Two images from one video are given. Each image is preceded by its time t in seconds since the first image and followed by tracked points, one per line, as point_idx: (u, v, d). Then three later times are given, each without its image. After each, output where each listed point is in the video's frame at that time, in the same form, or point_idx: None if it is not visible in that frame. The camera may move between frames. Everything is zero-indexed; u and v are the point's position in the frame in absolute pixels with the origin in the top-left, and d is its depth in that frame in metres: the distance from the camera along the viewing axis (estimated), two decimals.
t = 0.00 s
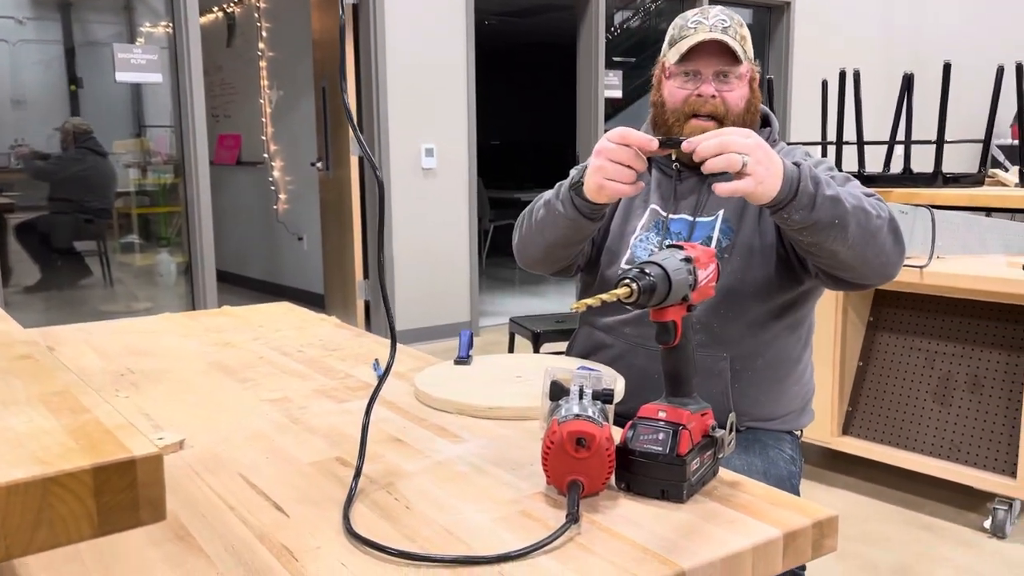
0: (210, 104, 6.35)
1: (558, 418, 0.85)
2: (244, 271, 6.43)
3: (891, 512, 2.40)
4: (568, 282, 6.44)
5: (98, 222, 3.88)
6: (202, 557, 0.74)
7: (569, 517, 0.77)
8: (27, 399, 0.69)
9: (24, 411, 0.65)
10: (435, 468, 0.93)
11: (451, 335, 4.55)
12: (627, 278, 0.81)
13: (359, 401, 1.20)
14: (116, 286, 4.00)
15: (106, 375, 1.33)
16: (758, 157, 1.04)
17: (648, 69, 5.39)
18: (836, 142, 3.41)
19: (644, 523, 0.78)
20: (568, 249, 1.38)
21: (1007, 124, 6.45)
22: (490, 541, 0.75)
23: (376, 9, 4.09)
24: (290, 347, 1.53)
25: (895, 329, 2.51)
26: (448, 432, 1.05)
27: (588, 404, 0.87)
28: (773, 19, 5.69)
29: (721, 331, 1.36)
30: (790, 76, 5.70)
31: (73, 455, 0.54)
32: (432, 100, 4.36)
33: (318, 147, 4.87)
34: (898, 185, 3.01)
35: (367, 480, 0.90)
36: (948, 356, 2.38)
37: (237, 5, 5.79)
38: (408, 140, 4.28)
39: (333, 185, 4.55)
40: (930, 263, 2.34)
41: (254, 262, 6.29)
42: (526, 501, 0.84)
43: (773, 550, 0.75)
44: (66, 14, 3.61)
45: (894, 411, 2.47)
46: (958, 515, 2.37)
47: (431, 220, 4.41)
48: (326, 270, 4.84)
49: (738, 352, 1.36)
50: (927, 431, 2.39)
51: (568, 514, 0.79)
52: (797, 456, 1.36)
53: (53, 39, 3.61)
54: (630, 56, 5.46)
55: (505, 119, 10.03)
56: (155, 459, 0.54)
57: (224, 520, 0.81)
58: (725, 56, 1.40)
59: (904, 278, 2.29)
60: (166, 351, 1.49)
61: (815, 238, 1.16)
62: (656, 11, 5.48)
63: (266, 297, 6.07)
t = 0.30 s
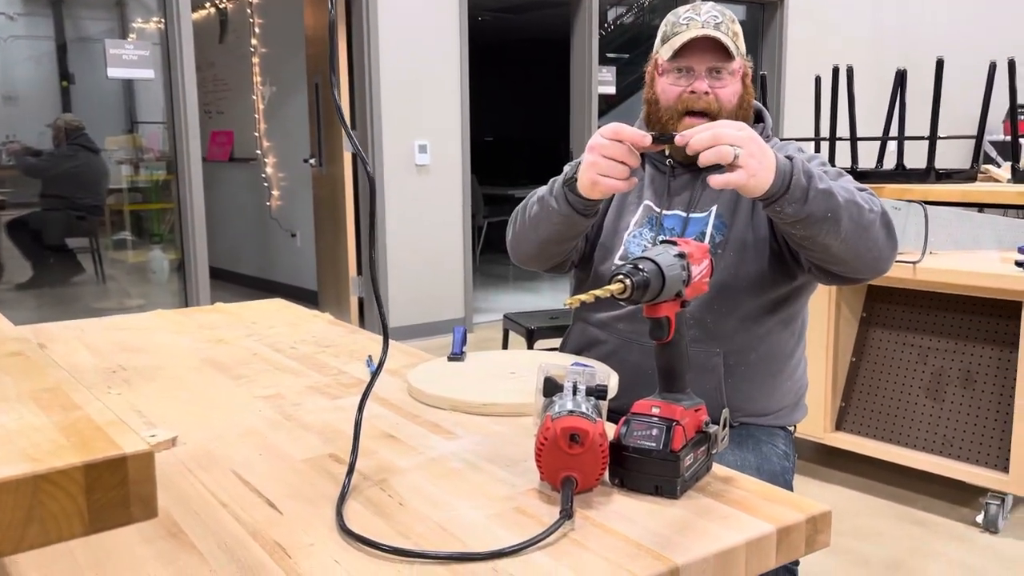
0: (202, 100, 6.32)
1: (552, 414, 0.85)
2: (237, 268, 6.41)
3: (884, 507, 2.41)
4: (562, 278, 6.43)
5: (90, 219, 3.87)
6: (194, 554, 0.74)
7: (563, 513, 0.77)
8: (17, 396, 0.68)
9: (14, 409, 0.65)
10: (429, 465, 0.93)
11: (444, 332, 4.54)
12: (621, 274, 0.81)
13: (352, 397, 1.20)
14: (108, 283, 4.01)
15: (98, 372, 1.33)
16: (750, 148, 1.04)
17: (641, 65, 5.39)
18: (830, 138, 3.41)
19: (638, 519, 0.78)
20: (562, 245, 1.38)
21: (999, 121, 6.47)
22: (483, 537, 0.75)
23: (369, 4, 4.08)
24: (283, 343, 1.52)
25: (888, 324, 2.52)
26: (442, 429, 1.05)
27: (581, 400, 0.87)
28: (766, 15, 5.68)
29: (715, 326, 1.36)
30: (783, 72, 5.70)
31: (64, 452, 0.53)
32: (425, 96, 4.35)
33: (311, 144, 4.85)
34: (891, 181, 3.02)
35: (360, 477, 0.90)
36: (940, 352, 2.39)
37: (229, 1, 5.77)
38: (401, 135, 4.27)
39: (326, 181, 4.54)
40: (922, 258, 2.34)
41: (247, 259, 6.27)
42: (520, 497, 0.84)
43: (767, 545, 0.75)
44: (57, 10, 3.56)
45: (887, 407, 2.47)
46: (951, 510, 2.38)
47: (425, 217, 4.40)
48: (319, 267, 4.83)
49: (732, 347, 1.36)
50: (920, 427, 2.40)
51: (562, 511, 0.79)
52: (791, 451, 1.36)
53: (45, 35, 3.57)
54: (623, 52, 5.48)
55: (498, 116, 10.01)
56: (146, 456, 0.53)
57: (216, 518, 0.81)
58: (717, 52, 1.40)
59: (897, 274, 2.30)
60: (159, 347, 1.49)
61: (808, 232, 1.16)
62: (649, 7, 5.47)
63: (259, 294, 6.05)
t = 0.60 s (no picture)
0: (193, 98, 6.29)
1: (545, 413, 0.85)
2: (230, 266, 6.39)
3: (877, 502, 2.42)
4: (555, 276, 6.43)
5: (81, 217, 3.88)
6: (187, 555, 0.74)
7: (556, 511, 0.77)
8: (8, 398, 0.68)
9: (6, 410, 0.64)
10: (422, 463, 0.93)
11: (438, 330, 4.54)
12: (614, 272, 0.81)
13: (345, 396, 1.20)
14: (99, 282, 4.02)
15: (90, 372, 1.32)
16: (742, 146, 1.04)
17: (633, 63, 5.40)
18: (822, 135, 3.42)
19: (632, 516, 0.78)
20: (556, 245, 1.38)
21: (990, 118, 6.49)
22: (477, 536, 0.75)
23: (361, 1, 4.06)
24: (276, 342, 1.52)
25: (880, 320, 2.53)
26: (435, 427, 1.05)
27: (574, 399, 0.87)
28: (758, 12, 5.68)
29: (707, 324, 1.36)
30: (775, 69, 5.71)
31: (55, 453, 0.53)
32: (418, 94, 4.34)
33: (303, 142, 4.84)
34: (882, 178, 3.03)
35: (354, 476, 0.90)
36: (931, 347, 2.40)
37: None
38: (393, 133, 4.26)
39: (318, 179, 4.53)
40: (914, 255, 2.35)
41: (239, 258, 6.25)
42: (514, 496, 0.84)
43: (760, 542, 0.75)
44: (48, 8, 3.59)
45: (879, 403, 2.49)
46: (943, 505, 2.40)
47: (418, 214, 4.40)
48: (312, 266, 4.82)
49: (724, 345, 1.36)
50: (911, 422, 2.41)
51: (556, 509, 0.79)
52: (784, 448, 1.37)
53: (34, 32, 3.61)
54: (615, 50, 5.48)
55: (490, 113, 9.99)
56: (139, 456, 0.53)
57: (209, 517, 0.81)
58: (707, 50, 1.40)
59: (889, 270, 2.31)
60: (151, 347, 1.48)
61: (800, 229, 1.16)
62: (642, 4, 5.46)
63: (251, 292, 6.04)
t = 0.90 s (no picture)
0: (182, 97, 6.26)
1: (533, 417, 0.84)
2: (220, 267, 6.35)
3: (867, 500, 2.43)
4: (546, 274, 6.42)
5: (68, 218, 3.87)
6: (167, 567, 0.72)
7: (544, 518, 0.76)
8: None
9: None
10: (409, 469, 0.92)
11: (428, 330, 4.53)
12: (600, 276, 0.81)
13: (331, 400, 1.19)
14: (87, 283, 4.02)
15: (73, 376, 1.31)
16: (730, 147, 1.03)
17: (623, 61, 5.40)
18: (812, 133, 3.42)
19: (620, 522, 0.78)
20: (544, 248, 1.37)
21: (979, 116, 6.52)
22: (462, 543, 0.74)
23: None
24: (262, 345, 1.50)
25: (869, 318, 2.54)
26: (422, 432, 1.04)
27: (563, 403, 0.86)
28: (747, 11, 5.69)
29: (696, 325, 1.36)
30: (764, 67, 5.71)
31: (25, 469, 0.52)
32: (407, 93, 4.32)
33: (292, 142, 4.81)
34: (872, 176, 3.04)
35: (339, 483, 0.89)
36: (921, 346, 2.40)
37: None
38: (383, 132, 4.25)
39: (308, 179, 4.51)
40: (903, 253, 2.35)
41: (229, 258, 6.22)
42: (501, 502, 0.83)
43: (748, 547, 0.74)
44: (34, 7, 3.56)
45: (869, 402, 2.49)
46: (933, 503, 2.40)
47: (408, 214, 4.38)
48: (301, 266, 4.80)
49: (713, 346, 1.35)
50: (901, 420, 2.41)
51: (543, 515, 0.78)
52: (774, 448, 1.36)
53: (22, 32, 3.58)
54: (605, 49, 5.48)
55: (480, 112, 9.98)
56: (112, 471, 0.52)
57: (192, 526, 0.80)
58: (693, 50, 1.39)
59: (878, 269, 2.31)
60: (136, 351, 1.47)
61: (789, 230, 1.16)
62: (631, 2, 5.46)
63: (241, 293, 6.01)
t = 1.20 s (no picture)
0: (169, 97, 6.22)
1: (526, 419, 0.83)
2: (209, 267, 6.32)
3: (859, 497, 2.43)
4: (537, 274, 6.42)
5: (55, 219, 3.87)
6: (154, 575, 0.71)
7: (538, 521, 0.75)
8: None
9: None
10: (400, 472, 0.91)
11: (419, 330, 4.51)
12: (593, 276, 0.80)
13: (321, 403, 1.18)
14: (75, 284, 3.99)
15: (59, 380, 1.29)
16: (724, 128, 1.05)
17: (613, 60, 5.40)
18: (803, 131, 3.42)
19: (614, 524, 0.77)
20: (531, 247, 1.36)
21: (967, 114, 6.55)
22: (455, 547, 0.73)
23: None
24: (252, 347, 1.49)
25: (860, 316, 2.54)
26: (414, 434, 1.03)
27: (556, 404, 0.85)
28: (737, 9, 5.70)
29: (689, 324, 1.35)
30: (755, 65, 5.72)
31: (7, 477, 0.51)
32: (397, 92, 4.31)
33: (281, 142, 4.78)
34: (862, 173, 3.05)
35: (329, 486, 0.88)
36: (912, 342, 2.41)
37: None
38: (373, 132, 4.23)
39: (297, 179, 4.48)
40: (894, 250, 2.35)
41: (218, 259, 6.19)
42: (494, 505, 0.82)
43: (744, 549, 0.74)
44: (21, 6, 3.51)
45: (861, 399, 2.49)
46: (925, 500, 2.40)
47: (399, 214, 4.37)
48: (291, 267, 4.77)
49: (706, 345, 1.35)
50: (893, 417, 2.42)
51: (536, 518, 0.77)
52: (767, 447, 1.36)
53: (8, 32, 3.54)
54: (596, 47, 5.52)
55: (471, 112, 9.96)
56: (95, 479, 0.51)
57: (179, 532, 0.78)
58: (684, 48, 1.38)
59: (869, 266, 2.31)
60: (124, 353, 1.45)
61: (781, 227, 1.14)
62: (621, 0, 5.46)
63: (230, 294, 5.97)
